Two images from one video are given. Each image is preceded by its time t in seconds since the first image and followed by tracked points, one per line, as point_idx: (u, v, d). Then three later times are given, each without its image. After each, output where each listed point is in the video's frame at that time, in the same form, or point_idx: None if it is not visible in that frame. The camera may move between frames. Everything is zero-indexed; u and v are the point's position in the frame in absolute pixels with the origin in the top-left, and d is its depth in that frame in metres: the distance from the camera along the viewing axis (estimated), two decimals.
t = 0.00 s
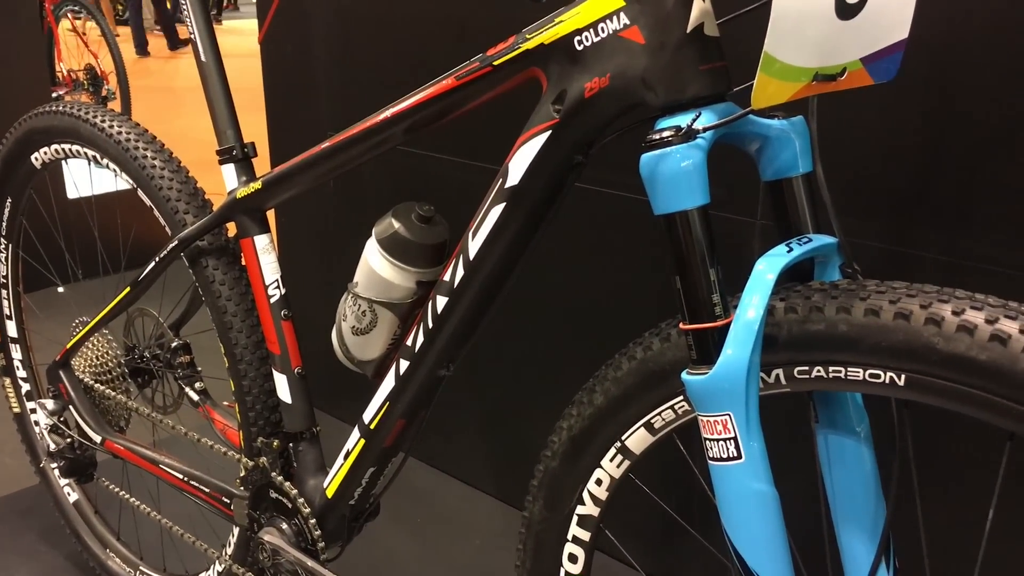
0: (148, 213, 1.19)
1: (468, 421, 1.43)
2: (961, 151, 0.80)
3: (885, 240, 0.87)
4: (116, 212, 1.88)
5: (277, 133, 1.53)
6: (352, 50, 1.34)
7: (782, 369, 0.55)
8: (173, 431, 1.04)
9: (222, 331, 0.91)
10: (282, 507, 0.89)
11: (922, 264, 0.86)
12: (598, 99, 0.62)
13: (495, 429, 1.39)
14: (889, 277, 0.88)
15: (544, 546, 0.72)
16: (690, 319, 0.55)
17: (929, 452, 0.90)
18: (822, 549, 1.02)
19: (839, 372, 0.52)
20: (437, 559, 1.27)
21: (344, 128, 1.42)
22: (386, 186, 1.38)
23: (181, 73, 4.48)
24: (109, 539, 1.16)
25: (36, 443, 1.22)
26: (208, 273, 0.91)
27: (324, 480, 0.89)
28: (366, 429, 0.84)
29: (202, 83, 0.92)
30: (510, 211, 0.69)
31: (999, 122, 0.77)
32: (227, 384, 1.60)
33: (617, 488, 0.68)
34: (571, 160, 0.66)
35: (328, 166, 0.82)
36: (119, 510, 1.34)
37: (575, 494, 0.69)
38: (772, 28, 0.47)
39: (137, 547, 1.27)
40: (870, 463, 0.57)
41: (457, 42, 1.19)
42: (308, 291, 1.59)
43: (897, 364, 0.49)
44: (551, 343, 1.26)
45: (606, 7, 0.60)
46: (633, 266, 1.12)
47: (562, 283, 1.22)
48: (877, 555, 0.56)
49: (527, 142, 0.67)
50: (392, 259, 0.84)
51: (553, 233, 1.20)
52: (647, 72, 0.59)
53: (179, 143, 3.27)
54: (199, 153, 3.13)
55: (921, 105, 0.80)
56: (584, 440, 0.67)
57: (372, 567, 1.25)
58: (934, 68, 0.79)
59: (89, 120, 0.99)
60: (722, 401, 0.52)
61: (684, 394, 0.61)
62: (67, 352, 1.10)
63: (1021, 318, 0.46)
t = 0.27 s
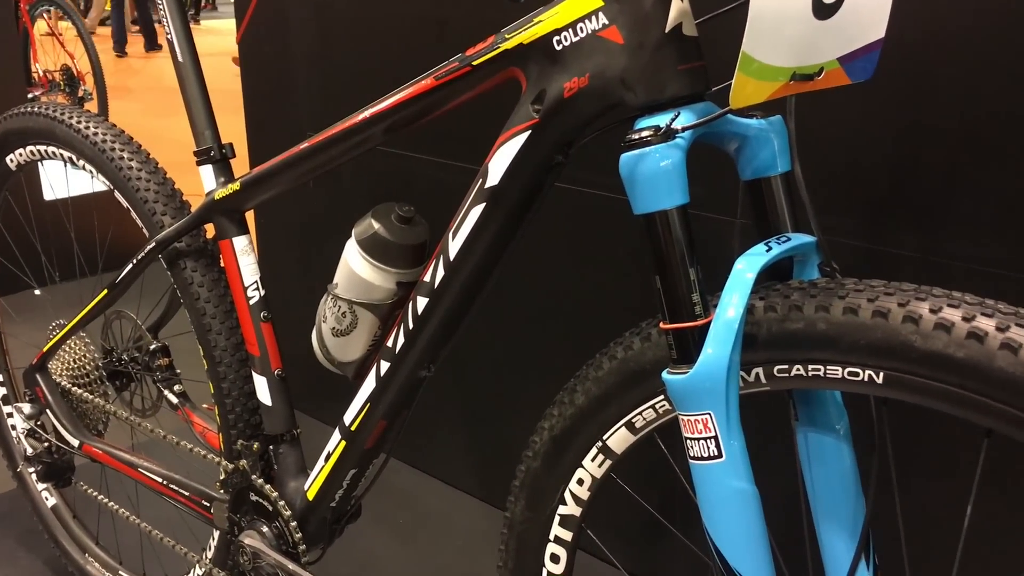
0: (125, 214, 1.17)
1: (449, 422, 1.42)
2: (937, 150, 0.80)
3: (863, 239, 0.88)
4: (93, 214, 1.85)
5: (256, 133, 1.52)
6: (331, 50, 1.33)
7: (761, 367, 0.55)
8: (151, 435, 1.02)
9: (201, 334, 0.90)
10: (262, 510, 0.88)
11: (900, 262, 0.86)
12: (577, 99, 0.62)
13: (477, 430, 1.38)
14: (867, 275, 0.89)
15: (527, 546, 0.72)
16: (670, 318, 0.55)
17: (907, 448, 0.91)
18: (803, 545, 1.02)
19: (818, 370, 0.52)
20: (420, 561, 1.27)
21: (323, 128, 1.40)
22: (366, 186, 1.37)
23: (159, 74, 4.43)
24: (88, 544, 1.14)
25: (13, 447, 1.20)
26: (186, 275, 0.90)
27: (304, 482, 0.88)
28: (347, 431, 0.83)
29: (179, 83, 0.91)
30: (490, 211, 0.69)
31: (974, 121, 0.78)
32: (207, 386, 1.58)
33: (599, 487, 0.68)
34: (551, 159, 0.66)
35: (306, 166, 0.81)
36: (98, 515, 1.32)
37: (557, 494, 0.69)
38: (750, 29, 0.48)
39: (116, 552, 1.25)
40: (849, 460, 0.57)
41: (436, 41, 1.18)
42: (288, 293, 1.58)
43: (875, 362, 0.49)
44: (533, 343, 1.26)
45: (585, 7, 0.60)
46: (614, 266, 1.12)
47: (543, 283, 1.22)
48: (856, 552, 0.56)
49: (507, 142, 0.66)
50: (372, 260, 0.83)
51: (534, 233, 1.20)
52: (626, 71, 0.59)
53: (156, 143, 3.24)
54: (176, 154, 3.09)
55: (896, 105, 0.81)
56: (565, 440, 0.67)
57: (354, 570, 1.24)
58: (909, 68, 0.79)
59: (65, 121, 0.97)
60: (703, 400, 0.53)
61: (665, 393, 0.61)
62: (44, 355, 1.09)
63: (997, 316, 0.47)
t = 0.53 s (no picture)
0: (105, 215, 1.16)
1: (434, 422, 1.42)
2: (917, 150, 0.81)
3: (846, 237, 0.89)
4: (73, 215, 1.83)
5: (238, 134, 1.50)
6: (313, 49, 1.32)
7: (745, 366, 0.55)
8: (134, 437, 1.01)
9: (184, 335, 0.89)
10: (246, 512, 0.87)
11: (882, 261, 0.87)
12: (560, 99, 0.62)
13: (463, 430, 1.38)
14: (850, 273, 0.90)
15: (512, 546, 0.72)
16: (654, 318, 0.55)
17: (889, 444, 0.92)
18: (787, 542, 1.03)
19: (802, 368, 0.53)
20: (405, 562, 1.26)
21: (305, 128, 1.40)
22: (349, 186, 1.36)
23: (139, 73, 4.39)
24: (71, 547, 1.12)
25: None
26: (168, 276, 0.89)
27: (289, 484, 0.87)
28: (331, 432, 0.83)
29: (160, 83, 0.90)
30: (474, 211, 0.68)
31: (954, 120, 0.78)
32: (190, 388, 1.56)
33: (584, 487, 0.67)
34: (534, 159, 0.66)
35: (289, 167, 0.81)
36: (80, 518, 1.31)
37: (542, 493, 0.69)
38: (732, 28, 0.47)
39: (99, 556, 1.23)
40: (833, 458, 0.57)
41: (419, 41, 1.18)
42: (271, 294, 1.57)
43: (858, 360, 0.50)
44: (517, 343, 1.26)
45: (568, 6, 0.60)
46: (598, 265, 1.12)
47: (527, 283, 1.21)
48: (840, 549, 0.57)
49: (490, 141, 0.66)
50: (356, 260, 0.82)
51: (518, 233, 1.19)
52: (609, 71, 0.59)
53: (137, 144, 3.21)
54: (157, 154, 3.06)
55: (877, 105, 0.82)
56: (550, 439, 0.67)
57: (339, 572, 1.24)
58: (890, 69, 0.80)
59: (45, 122, 0.96)
60: (687, 399, 0.53)
61: (649, 392, 0.61)
62: (24, 358, 1.07)
63: (978, 314, 0.47)
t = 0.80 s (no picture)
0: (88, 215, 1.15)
1: (421, 422, 1.41)
2: (901, 149, 0.82)
3: (831, 236, 0.89)
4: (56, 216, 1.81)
5: (222, 134, 1.49)
6: (297, 49, 1.31)
7: (731, 365, 0.55)
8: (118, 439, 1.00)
9: (168, 337, 0.88)
10: (231, 514, 0.86)
11: (867, 259, 0.88)
12: (546, 98, 0.61)
13: (450, 430, 1.38)
14: (834, 272, 0.90)
15: (499, 547, 0.72)
16: (640, 317, 0.55)
17: (874, 441, 0.93)
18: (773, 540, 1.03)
19: (788, 367, 0.53)
20: (393, 563, 1.26)
21: (290, 128, 1.39)
22: (334, 186, 1.35)
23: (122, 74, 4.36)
24: (55, 551, 1.11)
25: None
26: (152, 277, 0.88)
27: (275, 485, 0.86)
28: (316, 433, 0.82)
29: (143, 83, 0.89)
30: (459, 211, 0.68)
31: (938, 120, 0.79)
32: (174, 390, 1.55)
33: (571, 487, 0.67)
34: (520, 159, 0.66)
35: (273, 167, 0.80)
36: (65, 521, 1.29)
37: (529, 493, 0.69)
38: (716, 28, 0.48)
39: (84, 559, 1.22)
40: (818, 456, 0.58)
41: (404, 40, 1.17)
42: (256, 295, 1.56)
43: (843, 358, 0.50)
44: (504, 343, 1.26)
45: (552, 5, 0.60)
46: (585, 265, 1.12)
47: (513, 282, 1.21)
48: (826, 546, 0.57)
49: (476, 141, 0.66)
50: (341, 261, 0.82)
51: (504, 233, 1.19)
52: (594, 70, 0.58)
53: (120, 144, 3.18)
54: (141, 154, 3.04)
55: (861, 104, 0.82)
56: (537, 439, 0.67)
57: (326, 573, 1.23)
58: (873, 69, 0.81)
59: (27, 122, 0.95)
60: (673, 399, 0.53)
61: (635, 392, 0.61)
62: (6, 359, 1.05)
63: (962, 312, 0.47)
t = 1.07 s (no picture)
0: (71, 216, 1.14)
1: (408, 423, 1.41)
2: (885, 148, 0.82)
3: (816, 235, 0.90)
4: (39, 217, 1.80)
5: (206, 134, 1.48)
6: (282, 48, 1.30)
7: (718, 364, 0.56)
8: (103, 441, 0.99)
9: (153, 338, 0.87)
10: (218, 516, 0.86)
11: (852, 258, 0.88)
12: (532, 98, 0.61)
13: (437, 431, 1.37)
14: (820, 270, 0.91)
15: (487, 547, 0.72)
16: (627, 317, 0.55)
17: (860, 439, 0.93)
18: (760, 537, 1.04)
19: (774, 366, 0.53)
20: (381, 563, 1.25)
21: (275, 128, 1.38)
22: (320, 187, 1.35)
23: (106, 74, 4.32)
24: (40, 554, 1.09)
25: None
26: (136, 279, 0.87)
27: (261, 487, 0.86)
28: (303, 434, 0.81)
29: (126, 83, 0.88)
30: (446, 211, 0.68)
31: (922, 120, 0.80)
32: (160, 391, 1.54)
33: (558, 487, 0.67)
34: (506, 158, 0.66)
35: (258, 167, 0.79)
36: (49, 524, 1.28)
37: (517, 493, 0.69)
38: (704, 25, 0.48)
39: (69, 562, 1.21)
40: (805, 453, 0.58)
41: (390, 40, 1.17)
42: (242, 296, 1.55)
43: (829, 357, 0.50)
44: (491, 343, 1.25)
45: (538, 5, 0.60)
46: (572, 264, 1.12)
47: (501, 282, 1.21)
48: (812, 544, 0.57)
49: (462, 141, 0.66)
50: (327, 261, 0.81)
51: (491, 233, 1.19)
52: (580, 70, 0.58)
53: (103, 145, 3.15)
54: (125, 155, 3.01)
55: (846, 104, 0.83)
56: (524, 440, 0.67)
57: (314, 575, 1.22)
58: (857, 69, 0.81)
59: (9, 123, 0.94)
60: (661, 398, 0.53)
61: (623, 391, 0.61)
62: None
63: (947, 310, 0.47)
